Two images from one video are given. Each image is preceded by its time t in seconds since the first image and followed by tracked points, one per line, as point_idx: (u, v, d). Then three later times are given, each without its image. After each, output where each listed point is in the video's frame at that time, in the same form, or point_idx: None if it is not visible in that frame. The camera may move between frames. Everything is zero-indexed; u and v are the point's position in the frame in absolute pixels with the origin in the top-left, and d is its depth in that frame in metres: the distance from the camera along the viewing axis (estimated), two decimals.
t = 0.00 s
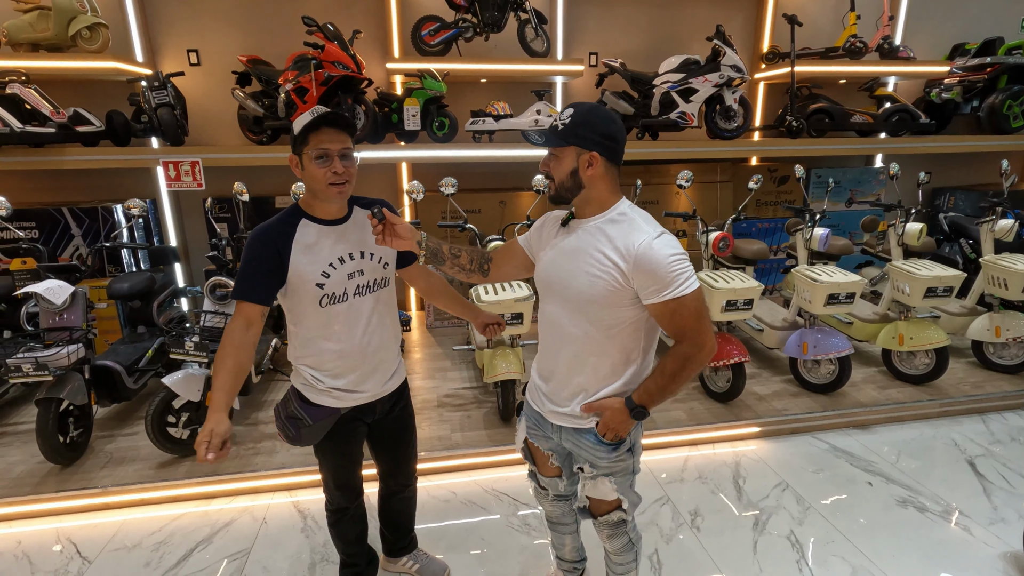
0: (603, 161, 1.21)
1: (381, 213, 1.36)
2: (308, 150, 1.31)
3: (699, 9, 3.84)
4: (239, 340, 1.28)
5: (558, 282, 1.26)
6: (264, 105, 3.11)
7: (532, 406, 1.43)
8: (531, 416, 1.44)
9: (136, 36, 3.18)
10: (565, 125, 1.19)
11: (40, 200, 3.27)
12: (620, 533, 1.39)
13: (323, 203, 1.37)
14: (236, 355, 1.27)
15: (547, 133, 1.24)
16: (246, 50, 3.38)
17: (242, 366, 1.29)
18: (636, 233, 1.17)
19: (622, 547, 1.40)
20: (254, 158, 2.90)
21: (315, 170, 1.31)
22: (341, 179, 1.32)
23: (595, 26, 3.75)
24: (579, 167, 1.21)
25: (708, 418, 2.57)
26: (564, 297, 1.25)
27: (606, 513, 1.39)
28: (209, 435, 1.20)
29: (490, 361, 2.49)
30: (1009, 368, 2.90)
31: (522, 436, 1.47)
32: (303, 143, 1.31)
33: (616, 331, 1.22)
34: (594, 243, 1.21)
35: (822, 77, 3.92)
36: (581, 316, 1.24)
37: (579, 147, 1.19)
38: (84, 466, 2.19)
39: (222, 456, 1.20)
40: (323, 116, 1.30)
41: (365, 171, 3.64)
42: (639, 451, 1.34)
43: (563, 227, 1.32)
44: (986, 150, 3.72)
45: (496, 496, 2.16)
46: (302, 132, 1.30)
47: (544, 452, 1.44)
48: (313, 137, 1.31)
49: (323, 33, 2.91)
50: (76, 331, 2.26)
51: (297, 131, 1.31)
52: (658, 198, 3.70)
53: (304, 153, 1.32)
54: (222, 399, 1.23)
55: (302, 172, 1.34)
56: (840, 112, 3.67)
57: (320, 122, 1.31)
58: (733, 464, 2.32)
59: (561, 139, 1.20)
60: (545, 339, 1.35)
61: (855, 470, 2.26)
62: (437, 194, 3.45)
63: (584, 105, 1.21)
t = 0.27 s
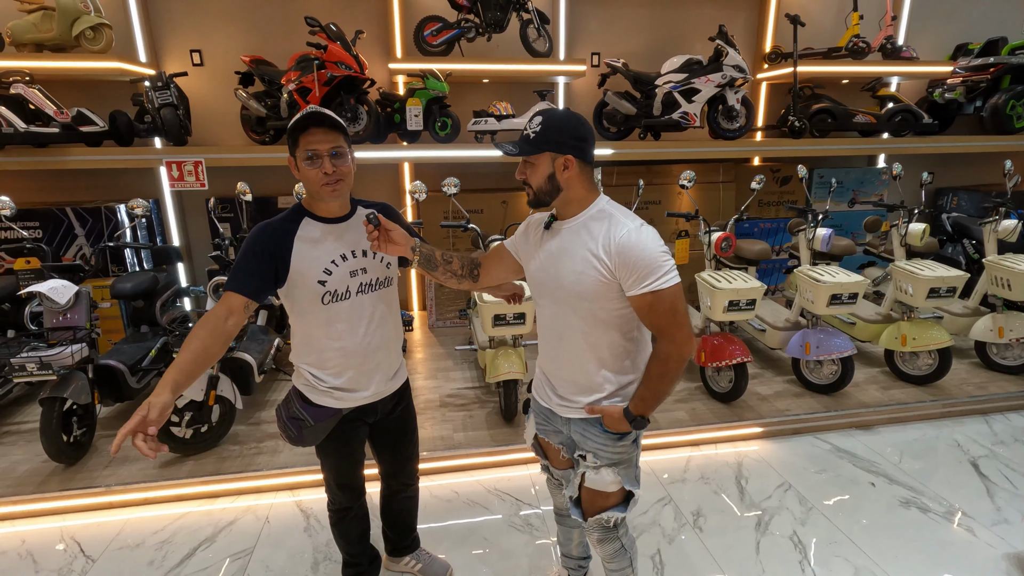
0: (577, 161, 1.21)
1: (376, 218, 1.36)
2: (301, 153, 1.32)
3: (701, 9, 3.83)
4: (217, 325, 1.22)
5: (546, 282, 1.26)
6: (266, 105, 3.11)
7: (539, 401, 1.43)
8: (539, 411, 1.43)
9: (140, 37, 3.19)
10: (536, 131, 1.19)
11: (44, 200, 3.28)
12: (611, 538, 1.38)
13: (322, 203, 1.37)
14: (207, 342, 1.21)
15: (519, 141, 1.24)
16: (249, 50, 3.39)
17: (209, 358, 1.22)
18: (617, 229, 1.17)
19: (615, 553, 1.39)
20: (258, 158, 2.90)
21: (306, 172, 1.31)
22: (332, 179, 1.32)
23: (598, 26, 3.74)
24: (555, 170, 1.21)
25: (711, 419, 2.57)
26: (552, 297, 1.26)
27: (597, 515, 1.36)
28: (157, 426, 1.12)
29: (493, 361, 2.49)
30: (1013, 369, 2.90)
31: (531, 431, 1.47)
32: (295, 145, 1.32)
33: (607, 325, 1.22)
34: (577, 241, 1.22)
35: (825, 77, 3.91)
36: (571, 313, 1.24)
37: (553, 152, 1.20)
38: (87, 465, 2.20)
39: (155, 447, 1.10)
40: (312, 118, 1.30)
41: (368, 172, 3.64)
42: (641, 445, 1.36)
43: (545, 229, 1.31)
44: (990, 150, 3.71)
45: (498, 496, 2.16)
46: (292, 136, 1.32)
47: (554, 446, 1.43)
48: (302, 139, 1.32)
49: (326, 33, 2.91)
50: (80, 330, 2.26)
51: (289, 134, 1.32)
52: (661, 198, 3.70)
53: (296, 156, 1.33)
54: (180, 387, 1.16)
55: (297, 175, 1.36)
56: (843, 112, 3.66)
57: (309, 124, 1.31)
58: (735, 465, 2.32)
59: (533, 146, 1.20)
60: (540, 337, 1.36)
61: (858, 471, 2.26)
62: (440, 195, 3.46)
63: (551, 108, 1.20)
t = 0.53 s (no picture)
0: (583, 158, 1.21)
1: (376, 221, 1.35)
2: (311, 151, 1.32)
3: (704, 9, 3.83)
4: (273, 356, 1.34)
5: (550, 280, 1.26)
6: (269, 105, 3.12)
7: (543, 405, 1.43)
8: (542, 414, 1.44)
9: (142, 37, 3.20)
10: (544, 127, 1.19)
11: (46, 200, 3.28)
12: (624, 537, 1.38)
13: (328, 203, 1.37)
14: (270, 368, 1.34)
15: (526, 137, 1.24)
16: (252, 50, 3.39)
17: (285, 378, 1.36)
18: (621, 227, 1.18)
19: (627, 553, 1.39)
20: (260, 157, 2.91)
21: (319, 170, 1.31)
22: (345, 178, 1.33)
23: (600, 26, 3.74)
24: (561, 167, 1.21)
25: (713, 419, 2.57)
26: (556, 295, 1.26)
27: (609, 516, 1.37)
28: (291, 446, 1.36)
29: (495, 361, 2.49)
30: (1016, 370, 2.89)
31: (535, 434, 1.48)
32: (305, 144, 1.31)
33: (610, 324, 1.23)
34: (581, 239, 1.22)
35: (827, 77, 3.91)
36: (574, 312, 1.24)
37: (560, 149, 1.19)
38: (91, 464, 2.20)
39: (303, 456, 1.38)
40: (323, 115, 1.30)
41: (370, 171, 3.65)
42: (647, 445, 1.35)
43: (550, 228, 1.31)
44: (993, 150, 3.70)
45: (501, 495, 2.16)
46: (302, 134, 1.31)
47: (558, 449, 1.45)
48: (314, 137, 1.32)
49: (328, 33, 2.91)
50: (84, 329, 2.26)
51: (297, 133, 1.31)
52: (663, 198, 3.70)
53: (306, 155, 1.32)
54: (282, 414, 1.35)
55: (306, 174, 1.35)
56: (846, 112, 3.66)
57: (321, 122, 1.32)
58: (738, 465, 2.32)
59: (541, 142, 1.20)
60: (543, 337, 1.36)
61: (861, 471, 2.26)
62: (443, 195, 3.46)
63: (557, 106, 1.21)
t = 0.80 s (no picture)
0: (605, 160, 1.20)
1: (381, 221, 1.37)
2: (326, 146, 1.31)
3: (705, 9, 3.83)
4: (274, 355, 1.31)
5: (562, 285, 1.25)
6: (270, 105, 3.12)
7: (543, 414, 1.43)
8: (542, 423, 1.44)
9: (144, 37, 3.20)
10: (568, 123, 1.19)
11: (48, 200, 3.29)
12: (631, 546, 1.38)
13: (334, 201, 1.37)
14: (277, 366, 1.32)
15: (548, 132, 1.23)
16: (253, 50, 3.39)
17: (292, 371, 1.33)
18: (639, 236, 1.16)
19: (634, 561, 1.39)
20: (262, 157, 2.91)
21: (337, 164, 1.31)
22: (361, 174, 1.35)
23: (601, 26, 3.74)
24: (582, 166, 1.21)
25: (715, 419, 2.56)
26: (567, 301, 1.25)
27: (617, 527, 1.38)
28: (321, 436, 1.33)
29: (496, 361, 2.49)
30: (1018, 370, 2.88)
31: (533, 442, 1.46)
32: (321, 139, 1.30)
33: (619, 335, 1.22)
34: (598, 245, 1.21)
35: (829, 77, 3.91)
36: (584, 319, 1.24)
37: (582, 146, 1.19)
38: (92, 464, 2.20)
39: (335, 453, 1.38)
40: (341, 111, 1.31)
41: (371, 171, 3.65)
42: (651, 461, 1.33)
43: (568, 229, 1.31)
44: (995, 150, 3.69)
45: (502, 495, 2.16)
46: (317, 131, 1.29)
47: (555, 460, 1.43)
48: (333, 133, 1.32)
49: (329, 33, 2.92)
50: (85, 329, 2.26)
51: (311, 130, 1.29)
52: (664, 198, 3.70)
53: (321, 152, 1.31)
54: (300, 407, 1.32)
55: (316, 172, 1.32)
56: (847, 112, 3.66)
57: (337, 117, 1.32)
58: (739, 465, 2.31)
59: (563, 138, 1.19)
60: (550, 342, 1.35)
61: (862, 472, 2.25)
62: (444, 195, 3.46)
63: (585, 104, 1.21)
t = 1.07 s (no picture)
0: (620, 164, 1.19)
1: (391, 221, 1.36)
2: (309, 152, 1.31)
3: (708, 9, 3.82)
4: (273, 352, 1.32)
5: (572, 293, 1.24)
6: (272, 105, 3.12)
7: (545, 420, 1.43)
8: (543, 429, 1.43)
9: (146, 37, 3.20)
10: (582, 124, 1.18)
11: (49, 200, 3.29)
12: (633, 558, 1.38)
13: (328, 204, 1.37)
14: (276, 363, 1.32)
15: (564, 133, 1.23)
16: (256, 51, 3.39)
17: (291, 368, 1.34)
18: (654, 246, 1.14)
19: (637, 570, 1.39)
20: (264, 158, 2.91)
21: (315, 171, 1.31)
22: (341, 179, 1.32)
23: (603, 26, 3.73)
24: (595, 169, 1.20)
25: (717, 421, 2.55)
26: (576, 308, 1.24)
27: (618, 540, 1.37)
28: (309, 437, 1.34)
29: (498, 362, 2.48)
30: (1022, 372, 2.87)
31: (533, 449, 1.46)
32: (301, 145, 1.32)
33: (628, 346, 1.20)
34: (610, 253, 1.20)
35: (832, 78, 3.90)
36: (592, 328, 1.22)
37: (595, 148, 1.18)
38: (93, 465, 2.20)
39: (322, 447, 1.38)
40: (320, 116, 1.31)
41: (373, 172, 3.64)
42: (656, 476, 1.30)
43: (582, 233, 1.30)
44: (999, 150, 3.68)
45: (503, 497, 2.15)
46: (298, 135, 1.31)
47: (553, 468, 1.43)
48: (309, 138, 1.31)
49: (332, 33, 2.92)
50: (86, 330, 2.26)
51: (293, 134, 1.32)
52: (666, 199, 3.69)
53: (303, 156, 1.32)
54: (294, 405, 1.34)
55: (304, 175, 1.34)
56: (850, 113, 3.64)
57: (318, 122, 1.32)
58: (742, 467, 2.30)
59: (576, 139, 1.19)
60: (558, 348, 1.34)
61: (866, 474, 2.24)
62: (445, 195, 3.45)
63: (603, 104, 1.19)
